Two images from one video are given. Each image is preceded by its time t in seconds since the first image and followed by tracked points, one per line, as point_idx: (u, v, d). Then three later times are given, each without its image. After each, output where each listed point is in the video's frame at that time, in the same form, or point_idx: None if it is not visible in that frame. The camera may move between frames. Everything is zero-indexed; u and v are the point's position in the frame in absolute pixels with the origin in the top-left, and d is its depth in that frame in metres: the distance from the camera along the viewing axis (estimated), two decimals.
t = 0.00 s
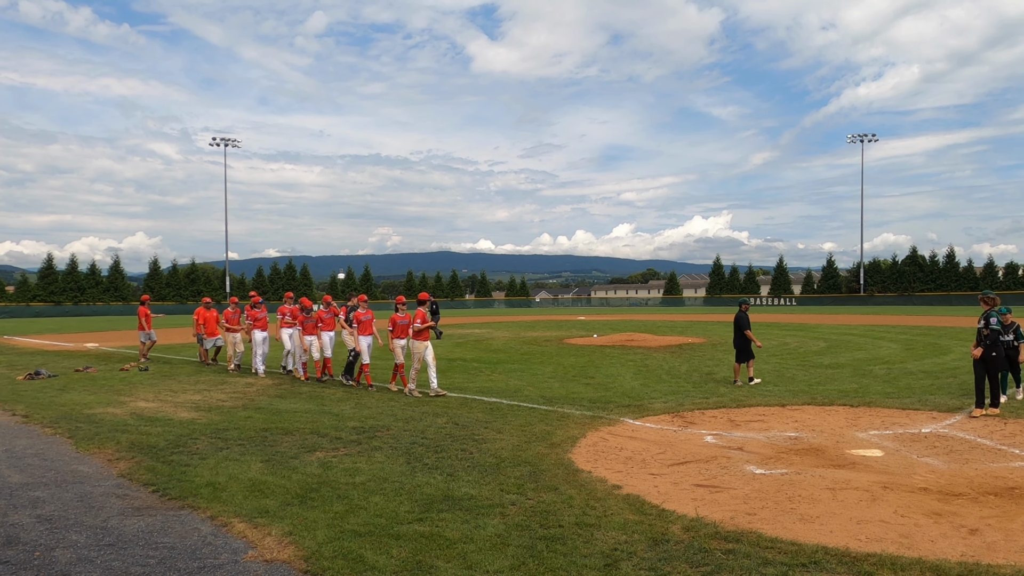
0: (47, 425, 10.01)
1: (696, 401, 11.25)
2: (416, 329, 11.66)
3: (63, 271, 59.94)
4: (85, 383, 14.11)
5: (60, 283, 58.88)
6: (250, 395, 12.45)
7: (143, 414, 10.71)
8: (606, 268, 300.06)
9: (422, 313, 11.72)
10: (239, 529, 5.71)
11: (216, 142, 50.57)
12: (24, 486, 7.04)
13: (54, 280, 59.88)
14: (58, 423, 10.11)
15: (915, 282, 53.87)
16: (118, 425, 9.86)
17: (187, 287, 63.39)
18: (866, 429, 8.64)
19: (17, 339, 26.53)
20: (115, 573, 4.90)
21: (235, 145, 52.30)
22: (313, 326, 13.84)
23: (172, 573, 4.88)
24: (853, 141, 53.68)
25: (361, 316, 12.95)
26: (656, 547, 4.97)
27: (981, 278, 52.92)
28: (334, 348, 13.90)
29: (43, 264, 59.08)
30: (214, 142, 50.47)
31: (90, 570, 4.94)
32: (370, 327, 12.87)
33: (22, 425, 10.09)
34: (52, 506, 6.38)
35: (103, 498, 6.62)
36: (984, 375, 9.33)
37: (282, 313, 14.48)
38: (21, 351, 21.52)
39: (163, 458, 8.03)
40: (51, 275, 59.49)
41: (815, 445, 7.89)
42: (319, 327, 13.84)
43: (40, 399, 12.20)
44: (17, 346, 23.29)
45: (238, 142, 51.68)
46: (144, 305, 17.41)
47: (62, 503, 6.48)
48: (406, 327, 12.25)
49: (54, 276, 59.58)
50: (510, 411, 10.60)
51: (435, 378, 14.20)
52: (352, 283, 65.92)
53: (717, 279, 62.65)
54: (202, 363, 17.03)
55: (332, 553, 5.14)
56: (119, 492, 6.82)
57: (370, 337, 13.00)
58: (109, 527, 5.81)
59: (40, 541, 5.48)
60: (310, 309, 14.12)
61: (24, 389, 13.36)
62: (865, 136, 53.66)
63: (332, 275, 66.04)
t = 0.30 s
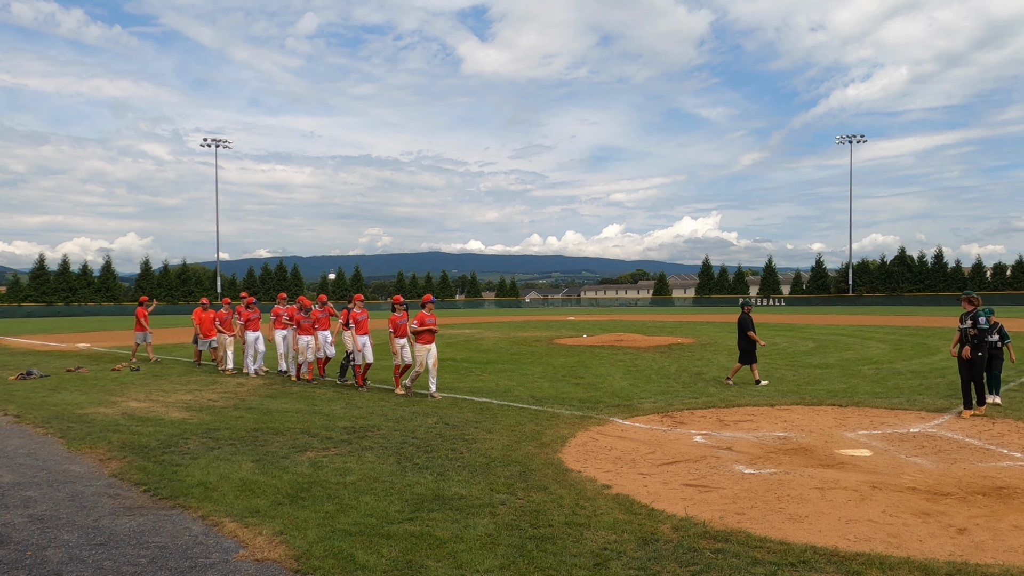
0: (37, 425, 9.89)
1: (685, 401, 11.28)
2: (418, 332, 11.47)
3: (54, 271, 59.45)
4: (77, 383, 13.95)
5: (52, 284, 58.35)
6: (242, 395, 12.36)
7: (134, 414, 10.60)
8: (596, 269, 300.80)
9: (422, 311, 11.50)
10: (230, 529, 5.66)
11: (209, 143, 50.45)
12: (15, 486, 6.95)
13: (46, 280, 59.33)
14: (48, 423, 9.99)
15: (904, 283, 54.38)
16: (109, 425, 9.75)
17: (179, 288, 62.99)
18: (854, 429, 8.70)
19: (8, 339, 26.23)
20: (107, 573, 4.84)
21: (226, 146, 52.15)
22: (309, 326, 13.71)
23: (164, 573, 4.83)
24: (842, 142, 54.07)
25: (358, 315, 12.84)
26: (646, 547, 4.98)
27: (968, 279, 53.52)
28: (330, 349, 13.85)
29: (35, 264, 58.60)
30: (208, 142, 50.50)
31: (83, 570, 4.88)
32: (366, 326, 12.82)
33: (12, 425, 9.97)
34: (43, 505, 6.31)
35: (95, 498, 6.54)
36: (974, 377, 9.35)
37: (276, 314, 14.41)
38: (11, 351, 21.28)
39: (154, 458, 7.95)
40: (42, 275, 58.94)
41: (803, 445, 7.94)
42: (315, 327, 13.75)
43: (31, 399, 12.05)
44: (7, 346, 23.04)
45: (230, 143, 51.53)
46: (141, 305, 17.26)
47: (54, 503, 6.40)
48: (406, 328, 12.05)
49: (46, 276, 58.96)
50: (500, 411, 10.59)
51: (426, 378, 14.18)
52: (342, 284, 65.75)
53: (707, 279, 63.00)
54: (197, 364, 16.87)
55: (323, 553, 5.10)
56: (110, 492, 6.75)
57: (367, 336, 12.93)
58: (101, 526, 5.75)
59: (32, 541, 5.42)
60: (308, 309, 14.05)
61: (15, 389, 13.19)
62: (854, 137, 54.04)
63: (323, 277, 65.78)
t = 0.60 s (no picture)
0: (27, 425, 9.76)
1: (675, 401, 11.32)
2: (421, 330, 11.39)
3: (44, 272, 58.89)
4: (68, 383, 13.80)
5: (44, 284, 57.78)
6: (233, 395, 12.26)
7: (125, 414, 10.49)
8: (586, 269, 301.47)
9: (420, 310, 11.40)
10: (221, 528, 5.61)
11: (203, 143, 49.97)
12: (6, 486, 6.86)
13: (37, 281, 58.73)
14: (39, 422, 9.86)
15: (892, 283, 54.86)
16: (100, 425, 9.63)
17: (170, 288, 62.52)
18: (843, 429, 8.76)
19: None
20: (99, 572, 4.79)
21: (217, 146, 51.86)
22: (305, 327, 13.53)
23: (154, 573, 4.78)
24: (830, 143, 54.53)
25: (353, 317, 12.65)
26: (635, 547, 4.98)
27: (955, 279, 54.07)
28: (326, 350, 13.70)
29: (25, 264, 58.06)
30: (200, 144, 50.45)
31: (74, 570, 4.83)
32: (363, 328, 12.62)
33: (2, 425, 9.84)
34: (33, 505, 6.23)
35: (86, 497, 6.47)
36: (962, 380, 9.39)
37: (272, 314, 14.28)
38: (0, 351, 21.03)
39: (145, 457, 7.87)
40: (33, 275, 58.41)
41: (792, 445, 7.98)
42: (312, 328, 13.58)
43: (20, 399, 11.90)
44: None
45: (220, 144, 51.25)
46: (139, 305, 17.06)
47: (45, 503, 6.31)
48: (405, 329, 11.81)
49: (37, 276, 58.33)
50: (490, 411, 10.57)
51: (416, 378, 14.15)
52: (333, 284, 65.52)
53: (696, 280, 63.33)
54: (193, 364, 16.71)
55: (313, 552, 5.07)
56: (102, 491, 6.67)
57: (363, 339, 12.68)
58: (92, 526, 5.68)
59: (23, 540, 5.36)
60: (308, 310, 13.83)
61: (5, 389, 13.03)
62: (843, 138, 54.38)
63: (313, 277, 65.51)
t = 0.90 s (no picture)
0: (19, 425, 9.63)
1: (664, 401, 11.35)
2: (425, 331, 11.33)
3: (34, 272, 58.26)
4: (59, 383, 13.64)
5: (35, 284, 57.18)
6: (224, 395, 12.16)
7: (116, 414, 10.37)
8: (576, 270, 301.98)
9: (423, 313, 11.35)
10: (211, 528, 5.56)
11: (190, 142, 48.02)
12: None
13: (29, 281, 58.15)
14: (30, 422, 9.74)
15: (880, 283, 55.32)
16: (91, 425, 9.52)
17: (161, 288, 62.01)
18: (832, 429, 8.81)
19: None
20: (91, 572, 4.75)
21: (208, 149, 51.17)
22: (305, 329, 13.31)
23: (145, 572, 4.73)
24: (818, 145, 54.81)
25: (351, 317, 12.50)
26: (625, 546, 4.99)
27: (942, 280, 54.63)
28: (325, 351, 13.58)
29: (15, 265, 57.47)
30: (187, 146, 48.25)
31: (65, 569, 4.78)
32: (360, 330, 12.52)
33: None
34: (24, 505, 6.15)
35: (78, 497, 6.41)
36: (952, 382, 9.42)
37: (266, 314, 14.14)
38: None
39: (137, 457, 7.79)
40: (24, 275, 57.82)
41: (780, 445, 8.03)
42: (311, 329, 13.39)
43: (11, 399, 11.75)
44: None
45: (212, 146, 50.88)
46: (137, 306, 16.92)
47: (37, 503, 6.23)
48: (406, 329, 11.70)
49: (28, 276, 57.68)
50: (480, 411, 10.55)
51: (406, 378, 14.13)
52: (323, 284, 65.25)
53: (685, 280, 63.65)
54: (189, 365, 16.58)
55: (303, 552, 5.04)
56: (93, 491, 6.61)
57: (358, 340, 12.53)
58: (84, 526, 5.63)
59: (14, 540, 5.30)
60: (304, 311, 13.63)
61: None
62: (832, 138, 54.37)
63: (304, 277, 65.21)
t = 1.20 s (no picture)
0: (10, 425, 9.52)
1: (653, 401, 11.38)
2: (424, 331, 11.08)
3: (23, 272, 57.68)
4: (51, 383, 13.48)
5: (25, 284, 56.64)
6: (216, 395, 12.07)
7: (107, 414, 10.26)
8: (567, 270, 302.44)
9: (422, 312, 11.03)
10: (203, 527, 5.52)
11: (185, 146, 49.35)
12: None
13: (20, 282, 57.59)
14: (21, 422, 9.61)
15: (869, 284, 55.80)
16: (81, 425, 9.40)
17: (152, 289, 61.56)
18: (822, 429, 8.87)
19: None
20: (83, 571, 4.70)
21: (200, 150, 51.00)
22: (305, 328, 13.23)
23: (137, 572, 4.68)
24: (807, 145, 55.08)
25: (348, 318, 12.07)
26: (615, 545, 5.00)
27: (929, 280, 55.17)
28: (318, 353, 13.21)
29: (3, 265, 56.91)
30: (178, 145, 49.51)
31: (57, 569, 4.73)
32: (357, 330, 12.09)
33: None
34: (15, 505, 6.08)
35: (69, 496, 6.35)
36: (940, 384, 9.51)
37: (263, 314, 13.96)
38: None
39: (128, 457, 7.72)
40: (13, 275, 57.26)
41: (769, 444, 8.07)
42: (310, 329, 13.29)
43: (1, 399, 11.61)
44: None
45: (203, 148, 50.69)
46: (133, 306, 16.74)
47: (28, 502, 6.17)
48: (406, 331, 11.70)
49: (20, 276, 57.03)
50: (470, 411, 10.53)
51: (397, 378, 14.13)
52: (314, 284, 64.93)
53: (674, 280, 63.94)
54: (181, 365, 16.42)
55: (294, 551, 5.01)
56: (85, 490, 6.55)
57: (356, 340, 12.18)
58: (75, 525, 5.58)
59: (5, 539, 5.24)
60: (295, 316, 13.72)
61: None
62: (820, 139, 53.77)
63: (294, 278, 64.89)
